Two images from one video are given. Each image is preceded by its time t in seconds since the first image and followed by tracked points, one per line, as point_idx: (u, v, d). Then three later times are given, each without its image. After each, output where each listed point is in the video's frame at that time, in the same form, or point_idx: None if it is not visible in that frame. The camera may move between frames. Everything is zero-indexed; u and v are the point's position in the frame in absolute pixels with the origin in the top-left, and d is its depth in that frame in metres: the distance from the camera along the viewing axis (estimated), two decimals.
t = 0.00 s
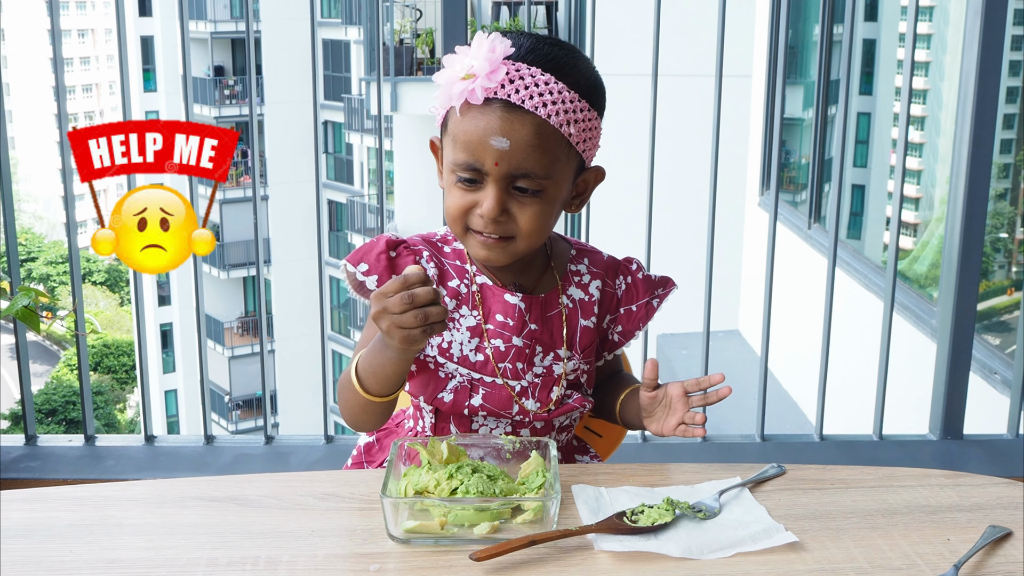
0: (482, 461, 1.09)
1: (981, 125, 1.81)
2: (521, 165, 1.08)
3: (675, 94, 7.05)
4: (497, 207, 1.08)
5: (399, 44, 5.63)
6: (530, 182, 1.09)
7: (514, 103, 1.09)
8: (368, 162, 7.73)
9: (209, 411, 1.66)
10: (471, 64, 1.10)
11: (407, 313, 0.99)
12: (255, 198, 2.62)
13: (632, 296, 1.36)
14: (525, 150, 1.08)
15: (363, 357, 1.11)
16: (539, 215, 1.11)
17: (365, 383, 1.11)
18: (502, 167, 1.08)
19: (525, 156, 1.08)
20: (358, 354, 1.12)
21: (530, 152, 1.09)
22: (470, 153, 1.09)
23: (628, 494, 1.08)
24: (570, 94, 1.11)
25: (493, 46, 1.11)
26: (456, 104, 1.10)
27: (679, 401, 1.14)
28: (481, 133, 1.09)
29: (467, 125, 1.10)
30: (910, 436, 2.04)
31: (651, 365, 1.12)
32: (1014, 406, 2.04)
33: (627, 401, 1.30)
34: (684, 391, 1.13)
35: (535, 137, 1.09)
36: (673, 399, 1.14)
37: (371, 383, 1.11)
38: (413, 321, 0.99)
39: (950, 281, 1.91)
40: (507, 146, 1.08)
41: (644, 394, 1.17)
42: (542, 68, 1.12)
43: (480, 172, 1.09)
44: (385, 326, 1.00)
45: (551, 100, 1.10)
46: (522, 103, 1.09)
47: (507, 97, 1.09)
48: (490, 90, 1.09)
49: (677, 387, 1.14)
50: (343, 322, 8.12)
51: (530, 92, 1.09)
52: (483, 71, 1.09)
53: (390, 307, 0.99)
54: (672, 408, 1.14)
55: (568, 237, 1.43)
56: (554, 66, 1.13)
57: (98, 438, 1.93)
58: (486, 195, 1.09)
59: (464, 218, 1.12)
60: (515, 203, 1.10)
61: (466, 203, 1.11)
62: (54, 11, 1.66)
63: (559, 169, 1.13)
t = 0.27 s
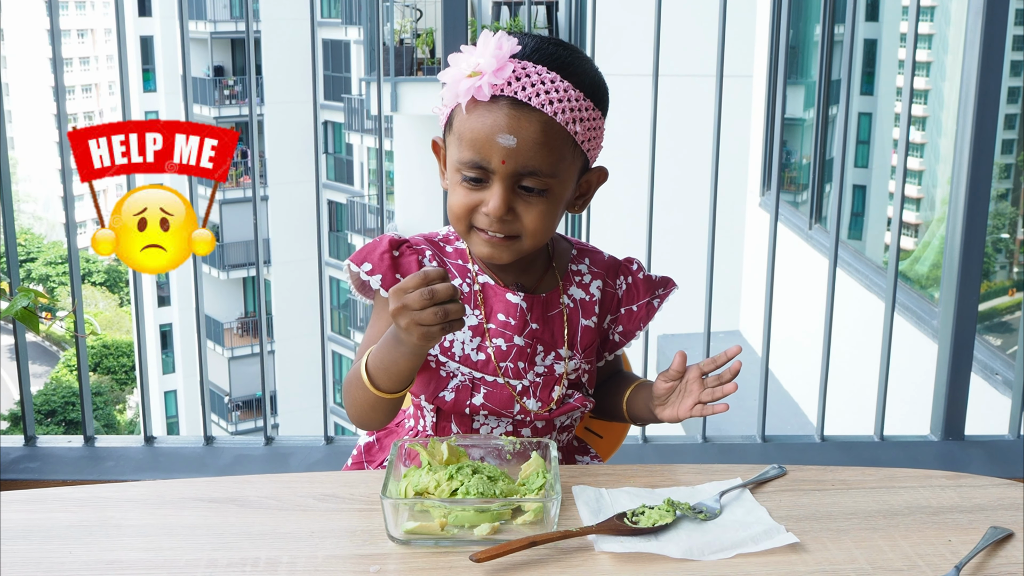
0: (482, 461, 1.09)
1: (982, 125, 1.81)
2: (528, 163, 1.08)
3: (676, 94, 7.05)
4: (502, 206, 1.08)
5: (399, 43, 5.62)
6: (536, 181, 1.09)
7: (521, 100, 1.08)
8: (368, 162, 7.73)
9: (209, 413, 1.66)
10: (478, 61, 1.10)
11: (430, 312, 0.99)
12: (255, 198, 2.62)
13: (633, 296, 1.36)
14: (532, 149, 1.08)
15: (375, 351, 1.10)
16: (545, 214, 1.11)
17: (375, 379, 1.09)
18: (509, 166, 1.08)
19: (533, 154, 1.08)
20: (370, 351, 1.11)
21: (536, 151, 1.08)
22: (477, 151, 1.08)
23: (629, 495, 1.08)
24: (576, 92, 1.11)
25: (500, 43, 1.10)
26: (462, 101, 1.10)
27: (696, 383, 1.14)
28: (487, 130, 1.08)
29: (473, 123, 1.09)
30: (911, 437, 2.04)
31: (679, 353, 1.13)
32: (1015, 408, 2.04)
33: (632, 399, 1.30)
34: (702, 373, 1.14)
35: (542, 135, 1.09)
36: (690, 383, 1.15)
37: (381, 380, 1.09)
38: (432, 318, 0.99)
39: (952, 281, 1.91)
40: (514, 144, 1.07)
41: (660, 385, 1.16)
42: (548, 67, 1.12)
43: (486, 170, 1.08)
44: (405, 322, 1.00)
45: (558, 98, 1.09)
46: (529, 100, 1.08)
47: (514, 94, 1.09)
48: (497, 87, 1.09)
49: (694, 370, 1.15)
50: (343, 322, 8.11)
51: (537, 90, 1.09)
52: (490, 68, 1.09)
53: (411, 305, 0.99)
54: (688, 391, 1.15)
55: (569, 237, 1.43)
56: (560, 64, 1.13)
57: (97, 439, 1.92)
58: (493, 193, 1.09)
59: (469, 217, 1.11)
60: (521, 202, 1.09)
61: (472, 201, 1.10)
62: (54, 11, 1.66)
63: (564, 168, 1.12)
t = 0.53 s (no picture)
0: (483, 461, 1.09)
1: (984, 126, 1.81)
2: (539, 178, 1.08)
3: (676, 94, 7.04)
4: (514, 219, 1.08)
5: (399, 43, 5.62)
6: (548, 193, 1.09)
7: (531, 115, 1.08)
8: (368, 162, 7.73)
9: (208, 413, 1.65)
10: (486, 76, 1.08)
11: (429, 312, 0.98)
12: (255, 199, 2.62)
13: (634, 299, 1.36)
14: (544, 163, 1.07)
15: (379, 351, 1.09)
16: (556, 222, 1.12)
17: (377, 379, 1.09)
18: (521, 181, 1.07)
19: (544, 169, 1.08)
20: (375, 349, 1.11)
21: (548, 165, 1.08)
22: (488, 167, 1.08)
23: (630, 496, 1.08)
24: (583, 101, 1.11)
25: (507, 57, 1.09)
26: (471, 117, 1.08)
27: (695, 394, 1.13)
28: (499, 146, 1.07)
29: (484, 138, 1.09)
30: (912, 438, 2.04)
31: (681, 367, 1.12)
32: (1017, 408, 2.03)
33: (631, 402, 1.29)
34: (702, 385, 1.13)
35: (552, 147, 1.08)
36: (689, 394, 1.14)
37: (383, 382, 1.09)
38: (435, 323, 0.99)
39: (953, 282, 1.90)
40: (526, 159, 1.07)
41: (661, 390, 1.16)
42: (553, 75, 1.11)
43: (498, 185, 1.08)
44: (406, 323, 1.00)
45: (567, 110, 1.09)
46: (539, 115, 1.08)
47: (523, 109, 1.08)
48: (507, 103, 1.08)
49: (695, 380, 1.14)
50: (343, 323, 8.11)
51: (546, 103, 1.08)
52: (499, 85, 1.07)
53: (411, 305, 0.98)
54: (687, 400, 1.14)
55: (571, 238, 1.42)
56: (565, 72, 1.12)
57: (97, 439, 1.92)
58: (505, 207, 1.09)
59: (481, 227, 1.12)
60: (532, 214, 1.10)
61: (483, 213, 1.11)
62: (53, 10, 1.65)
63: (574, 176, 1.12)
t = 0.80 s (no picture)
0: (482, 462, 1.08)
1: (985, 127, 1.80)
2: (540, 189, 1.07)
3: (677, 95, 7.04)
4: (517, 229, 1.08)
5: (399, 44, 5.61)
6: (548, 203, 1.09)
7: (528, 129, 1.08)
8: (368, 163, 7.73)
9: (208, 414, 1.65)
10: (480, 92, 1.07)
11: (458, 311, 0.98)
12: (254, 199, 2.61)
13: (632, 298, 1.36)
14: (543, 175, 1.07)
15: (384, 357, 1.09)
16: (557, 229, 1.11)
17: (380, 385, 1.09)
18: (521, 195, 1.07)
19: (543, 181, 1.07)
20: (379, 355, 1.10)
21: (547, 176, 1.08)
22: (488, 181, 1.07)
23: (631, 497, 1.07)
24: (579, 107, 1.11)
25: (500, 73, 1.09)
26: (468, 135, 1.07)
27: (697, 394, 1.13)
28: (498, 160, 1.07)
29: (481, 154, 1.08)
30: (914, 439, 2.03)
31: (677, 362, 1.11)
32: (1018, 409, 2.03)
33: (630, 403, 1.28)
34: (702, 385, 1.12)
35: (549, 159, 1.08)
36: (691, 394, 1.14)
37: (383, 389, 1.09)
38: (458, 325, 0.98)
39: (955, 282, 1.90)
40: (526, 173, 1.06)
41: (659, 392, 1.16)
42: (546, 84, 1.11)
43: (498, 199, 1.08)
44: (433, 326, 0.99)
45: (564, 120, 1.09)
46: (536, 128, 1.08)
47: (520, 124, 1.07)
48: (503, 120, 1.07)
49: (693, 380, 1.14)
50: (343, 324, 8.10)
51: (543, 115, 1.08)
52: (495, 102, 1.06)
53: (445, 314, 0.98)
54: (690, 403, 1.13)
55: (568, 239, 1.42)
56: (559, 78, 1.12)
57: (96, 440, 1.91)
58: (506, 220, 1.08)
59: (483, 238, 1.11)
60: (534, 223, 1.09)
61: (484, 225, 1.10)
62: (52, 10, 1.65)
63: (572, 183, 1.12)
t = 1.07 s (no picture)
0: (482, 463, 1.08)
1: (986, 128, 1.80)
2: (532, 194, 1.07)
3: (678, 95, 7.04)
4: (510, 234, 1.08)
5: (400, 44, 5.61)
6: (541, 207, 1.08)
7: (519, 135, 1.07)
8: (368, 163, 7.73)
9: (207, 416, 1.65)
10: (469, 98, 1.07)
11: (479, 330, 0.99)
12: (254, 200, 2.61)
13: (629, 296, 1.35)
14: (536, 180, 1.07)
15: (388, 362, 1.09)
16: (551, 232, 1.12)
17: (380, 392, 1.08)
18: (513, 201, 1.07)
19: (536, 186, 1.07)
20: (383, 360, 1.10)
21: (540, 180, 1.07)
22: (479, 187, 1.07)
23: (631, 498, 1.07)
24: (570, 109, 1.10)
25: (489, 79, 1.08)
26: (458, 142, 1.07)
27: (676, 389, 1.13)
28: (490, 166, 1.07)
29: (473, 160, 1.08)
30: (915, 440, 2.03)
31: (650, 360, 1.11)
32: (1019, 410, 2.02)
33: (624, 403, 1.27)
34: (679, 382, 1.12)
35: (542, 163, 1.08)
36: (671, 390, 1.14)
37: (386, 398, 1.08)
38: (473, 346, 0.99)
39: (956, 283, 1.90)
40: (518, 179, 1.06)
41: (642, 393, 1.16)
42: (536, 87, 1.10)
43: (490, 204, 1.08)
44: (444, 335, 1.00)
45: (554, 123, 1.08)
46: (527, 133, 1.07)
47: (511, 129, 1.07)
48: (493, 126, 1.06)
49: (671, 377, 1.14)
50: (343, 324, 8.10)
51: (533, 120, 1.07)
52: (484, 109, 1.06)
53: (458, 324, 1.00)
54: (674, 401, 1.13)
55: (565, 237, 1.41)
56: (549, 81, 1.11)
57: (96, 441, 1.91)
58: (499, 225, 1.08)
59: (477, 244, 1.12)
60: (527, 227, 1.09)
61: (478, 231, 1.10)
62: (52, 11, 1.65)
63: (566, 185, 1.12)
